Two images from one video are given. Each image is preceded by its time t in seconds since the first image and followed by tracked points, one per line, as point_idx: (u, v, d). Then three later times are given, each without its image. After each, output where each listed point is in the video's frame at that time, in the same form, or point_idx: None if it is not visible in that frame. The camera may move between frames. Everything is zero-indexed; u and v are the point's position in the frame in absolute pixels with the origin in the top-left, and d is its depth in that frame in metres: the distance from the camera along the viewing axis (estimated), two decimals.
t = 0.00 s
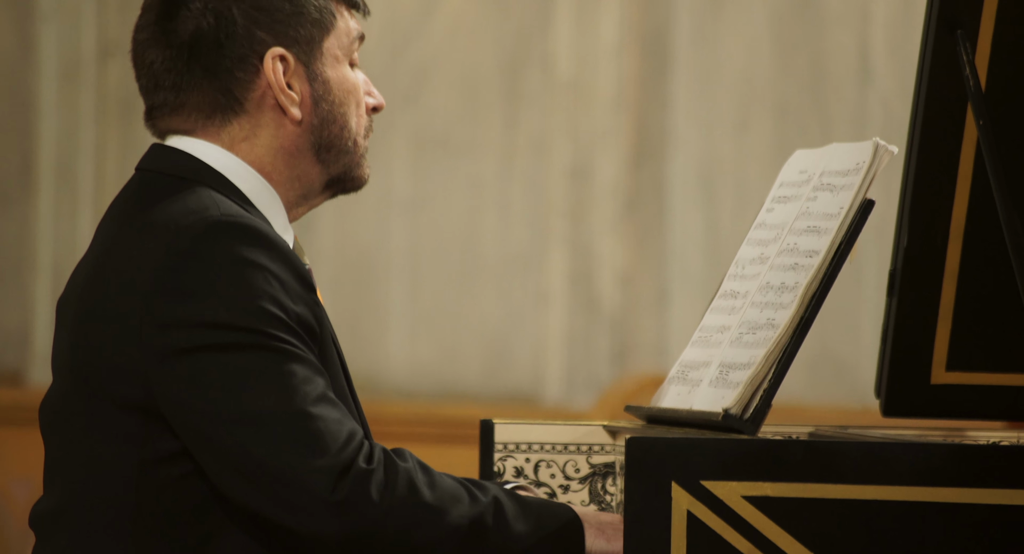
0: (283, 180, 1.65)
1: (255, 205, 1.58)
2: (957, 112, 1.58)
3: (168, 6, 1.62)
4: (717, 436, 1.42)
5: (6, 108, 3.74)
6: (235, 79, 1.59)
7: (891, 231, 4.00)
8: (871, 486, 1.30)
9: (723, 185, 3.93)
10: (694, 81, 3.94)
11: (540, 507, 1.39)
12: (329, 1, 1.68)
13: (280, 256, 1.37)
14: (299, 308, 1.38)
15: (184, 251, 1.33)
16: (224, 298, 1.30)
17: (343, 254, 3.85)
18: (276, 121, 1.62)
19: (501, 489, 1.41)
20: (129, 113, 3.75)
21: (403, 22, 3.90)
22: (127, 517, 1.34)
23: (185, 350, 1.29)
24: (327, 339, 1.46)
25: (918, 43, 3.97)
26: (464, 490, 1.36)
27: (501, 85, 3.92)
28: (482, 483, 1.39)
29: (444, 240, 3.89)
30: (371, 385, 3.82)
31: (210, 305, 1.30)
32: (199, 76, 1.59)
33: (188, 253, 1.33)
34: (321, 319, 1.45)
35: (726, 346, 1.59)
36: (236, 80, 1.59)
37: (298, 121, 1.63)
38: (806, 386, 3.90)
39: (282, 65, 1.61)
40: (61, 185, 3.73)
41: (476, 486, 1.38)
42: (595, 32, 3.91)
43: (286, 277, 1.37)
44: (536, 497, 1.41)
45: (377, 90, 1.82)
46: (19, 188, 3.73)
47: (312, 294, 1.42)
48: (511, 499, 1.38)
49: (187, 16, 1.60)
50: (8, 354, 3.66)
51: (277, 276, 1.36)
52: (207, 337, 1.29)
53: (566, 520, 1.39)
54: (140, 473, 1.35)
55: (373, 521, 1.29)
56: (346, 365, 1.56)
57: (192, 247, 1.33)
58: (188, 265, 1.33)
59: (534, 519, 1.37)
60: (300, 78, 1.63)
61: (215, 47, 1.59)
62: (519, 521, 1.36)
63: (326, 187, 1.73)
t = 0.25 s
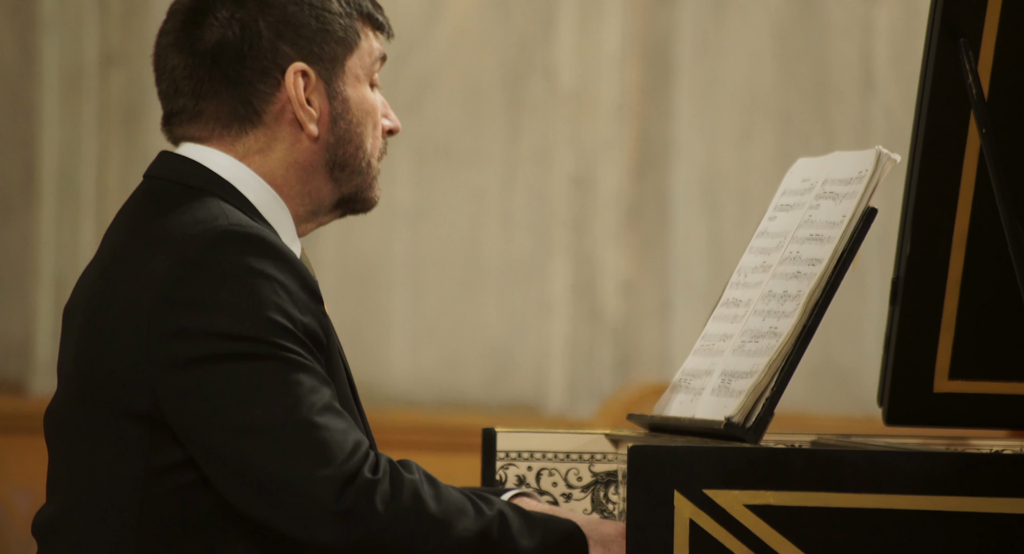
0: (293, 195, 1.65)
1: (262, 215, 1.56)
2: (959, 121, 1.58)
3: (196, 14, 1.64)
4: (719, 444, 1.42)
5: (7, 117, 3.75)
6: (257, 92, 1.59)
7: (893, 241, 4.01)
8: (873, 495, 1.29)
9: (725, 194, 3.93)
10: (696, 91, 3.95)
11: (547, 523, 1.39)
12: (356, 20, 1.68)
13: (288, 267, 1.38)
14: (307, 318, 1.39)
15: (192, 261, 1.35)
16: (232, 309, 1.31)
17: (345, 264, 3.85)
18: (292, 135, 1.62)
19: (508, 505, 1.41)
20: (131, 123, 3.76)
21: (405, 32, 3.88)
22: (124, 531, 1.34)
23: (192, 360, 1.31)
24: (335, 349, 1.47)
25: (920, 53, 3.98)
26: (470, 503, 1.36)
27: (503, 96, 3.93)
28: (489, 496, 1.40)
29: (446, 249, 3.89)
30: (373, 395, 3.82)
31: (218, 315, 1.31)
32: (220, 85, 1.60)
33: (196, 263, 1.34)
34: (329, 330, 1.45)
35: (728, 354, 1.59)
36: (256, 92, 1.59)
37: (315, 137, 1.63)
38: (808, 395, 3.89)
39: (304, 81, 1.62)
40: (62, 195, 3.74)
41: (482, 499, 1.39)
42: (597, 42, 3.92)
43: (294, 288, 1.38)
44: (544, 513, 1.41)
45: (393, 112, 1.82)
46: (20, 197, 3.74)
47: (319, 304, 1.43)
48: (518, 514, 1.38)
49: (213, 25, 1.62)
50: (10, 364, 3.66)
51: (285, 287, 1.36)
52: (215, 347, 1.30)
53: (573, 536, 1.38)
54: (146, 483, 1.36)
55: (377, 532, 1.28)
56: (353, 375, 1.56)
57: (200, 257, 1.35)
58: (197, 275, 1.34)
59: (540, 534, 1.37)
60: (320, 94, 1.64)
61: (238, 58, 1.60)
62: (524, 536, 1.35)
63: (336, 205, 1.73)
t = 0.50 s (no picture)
0: (307, 212, 1.66)
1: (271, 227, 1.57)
2: (962, 127, 1.58)
3: (228, 25, 1.63)
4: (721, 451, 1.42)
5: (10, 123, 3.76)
6: (281, 110, 1.60)
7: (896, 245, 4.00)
8: (875, 501, 1.29)
9: (727, 198, 3.93)
10: (699, 96, 3.95)
11: (542, 540, 1.42)
12: (388, 46, 1.67)
13: (294, 280, 1.39)
14: (310, 332, 1.39)
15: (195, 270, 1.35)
16: (238, 320, 1.32)
17: (347, 269, 3.85)
18: (313, 156, 1.63)
19: (504, 522, 1.43)
20: (133, 128, 3.76)
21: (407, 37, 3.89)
22: (122, 537, 1.35)
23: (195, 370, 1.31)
24: (335, 365, 1.48)
25: (922, 56, 3.98)
26: (465, 519, 1.39)
27: (505, 99, 3.93)
28: (483, 513, 1.42)
29: (448, 254, 3.89)
30: (375, 400, 3.82)
31: (224, 325, 1.31)
32: (245, 99, 1.60)
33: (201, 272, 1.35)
34: (331, 346, 1.46)
35: (730, 361, 1.59)
36: (281, 110, 1.60)
37: (336, 159, 1.64)
38: (811, 400, 3.88)
39: (330, 103, 1.62)
40: (64, 199, 3.74)
41: (476, 515, 1.41)
42: (600, 47, 3.92)
43: (299, 301, 1.38)
44: (539, 531, 1.45)
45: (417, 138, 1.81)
46: (22, 202, 3.75)
47: (323, 319, 1.43)
48: (513, 532, 1.41)
49: (244, 39, 1.62)
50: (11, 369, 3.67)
51: (289, 300, 1.37)
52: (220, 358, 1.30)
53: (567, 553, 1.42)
54: (145, 491, 1.36)
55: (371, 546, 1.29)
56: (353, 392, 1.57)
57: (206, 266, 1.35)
58: (204, 285, 1.34)
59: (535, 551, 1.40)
60: (345, 116, 1.64)
61: (266, 74, 1.60)
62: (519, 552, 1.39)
63: (350, 226, 1.74)
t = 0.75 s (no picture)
0: (314, 224, 1.66)
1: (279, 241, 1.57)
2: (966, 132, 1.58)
3: (245, 35, 1.64)
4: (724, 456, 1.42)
5: (13, 128, 3.76)
6: (293, 123, 1.60)
7: (899, 251, 4.00)
8: (879, 506, 1.29)
9: (731, 204, 3.93)
10: (702, 102, 3.96)
11: (547, 543, 1.43)
12: (405, 61, 1.68)
13: (299, 291, 1.39)
14: (314, 342, 1.40)
15: (198, 279, 1.35)
16: (243, 330, 1.32)
17: (349, 274, 3.85)
18: (322, 169, 1.63)
19: (510, 527, 1.44)
20: (136, 133, 3.77)
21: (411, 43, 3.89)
22: (124, 542, 1.35)
23: (198, 381, 1.31)
24: (339, 374, 1.49)
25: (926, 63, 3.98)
26: (470, 525, 1.39)
27: (509, 106, 3.94)
28: (488, 519, 1.42)
29: (451, 260, 3.90)
30: (377, 405, 3.82)
31: (229, 336, 1.32)
32: (257, 110, 1.60)
33: (205, 281, 1.35)
34: (335, 355, 1.47)
35: (734, 366, 1.59)
36: (292, 123, 1.60)
37: (344, 174, 1.64)
38: (813, 406, 3.88)
39: (342, 117, 1.62)
40: (67, 204, 3.75)
41: (481, 521, 1.41)
42: (603, 53, 3.93)
43: (304, 311, 1.39)
44: (545, 534, 1.45)
45: (431, 151, 1.82)
46: (25, 208, 3.76)
47: (328, 329, 1.44)
48: (519, 536, 1.42)
49: (260, 49, 1.62)
50: (13, 374, 3.68)
51: (293, 310, 1.37)
52: (224, 369, 1.31)
53: None
54: (146, 499, 1.36)
55: None
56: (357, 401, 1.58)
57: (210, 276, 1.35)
58: (208, 295, 1.34)
59: None
60: (356, 131, 1.64)
61: (279, 86, 1.60)
62: None
63: (357, 237, 1.75)
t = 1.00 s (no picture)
0: (313, 225, 1.66)
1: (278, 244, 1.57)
2: (968, 138, 1.58)
3: (230, 39, 1.65)
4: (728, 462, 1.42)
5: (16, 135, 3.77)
6: (284, 124, 1.60)
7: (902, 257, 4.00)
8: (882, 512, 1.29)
9: (734, 209, 3.94)
10: (705, 107, 3.96)
11: (564, 540, 1.42)
12: (393, 55, 1.68)
13: (301, 297, 1.39)
14: (318, 347, 1.40)
15: (201, 288, 1.34)
16: (247, 338, 1.32)
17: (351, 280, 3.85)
18: (317, 169, 1.63)
19: (526, 525, 1.43)
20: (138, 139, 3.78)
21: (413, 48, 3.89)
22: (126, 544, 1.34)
23: (204, 389, 1.31)
24: (346, 378, 1.49)
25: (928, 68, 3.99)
26: (487, 528, 1.38)
27: (511, 111, 3.94)
28: (505, 518, 1.42)
29: (453, 265, 3.89)
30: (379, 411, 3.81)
31: (232, 343, 1.32)
32: (248, 114, 1.61)
33: (207, 289, 1.34)
34: (340, 360, 1.47)
35: (737, 371, 1.59)
36: (284, 125, 1.60)
37: (339, 173, 1.64)
38: (817, 411, 3.88)
39: (332, 117, 1.62)
40: (70, 210, 3.76)
41: (498, 522, 1.41)
42: (606, 58, 3.93)
43: (307, 317, 1.39)
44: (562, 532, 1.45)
45: (426, 142, 1.83)
46: (27, 213, 3.76)
47: (333, 334, 1.44)
48: (535, 535, 1.41)
49: (248, 53, 1.62)
50: (14, 379, 3.67)
51: (296, 316, 1.37)
52: (230, 378, 1.31)
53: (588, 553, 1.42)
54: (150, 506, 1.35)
55: None
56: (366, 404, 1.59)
57: (212, 283, 1.35)
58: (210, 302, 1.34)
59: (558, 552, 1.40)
60: (348, 129, 1.64)
61: (269, 89, 1.60)
62: None
63: (359, 235, 1.75)
